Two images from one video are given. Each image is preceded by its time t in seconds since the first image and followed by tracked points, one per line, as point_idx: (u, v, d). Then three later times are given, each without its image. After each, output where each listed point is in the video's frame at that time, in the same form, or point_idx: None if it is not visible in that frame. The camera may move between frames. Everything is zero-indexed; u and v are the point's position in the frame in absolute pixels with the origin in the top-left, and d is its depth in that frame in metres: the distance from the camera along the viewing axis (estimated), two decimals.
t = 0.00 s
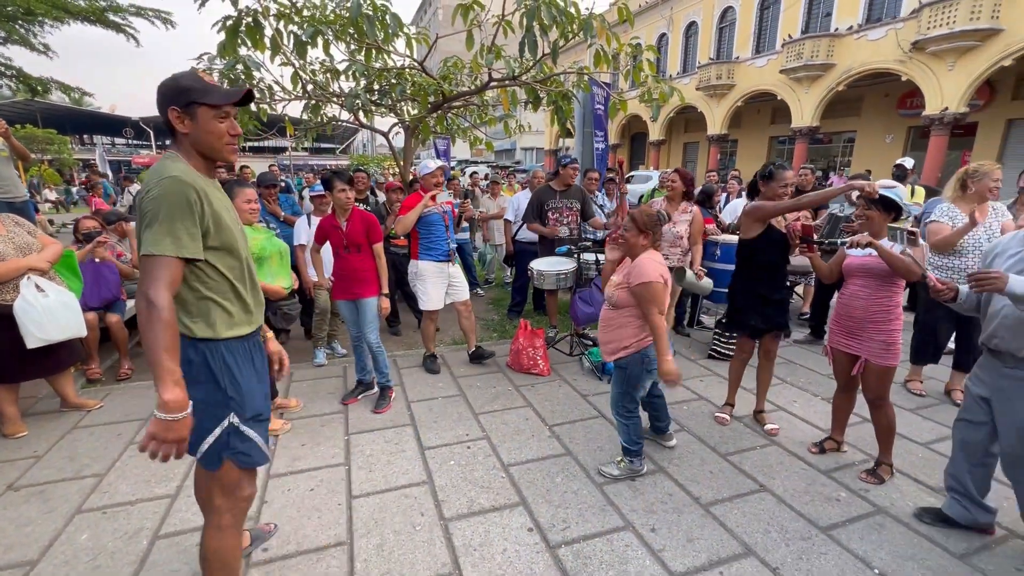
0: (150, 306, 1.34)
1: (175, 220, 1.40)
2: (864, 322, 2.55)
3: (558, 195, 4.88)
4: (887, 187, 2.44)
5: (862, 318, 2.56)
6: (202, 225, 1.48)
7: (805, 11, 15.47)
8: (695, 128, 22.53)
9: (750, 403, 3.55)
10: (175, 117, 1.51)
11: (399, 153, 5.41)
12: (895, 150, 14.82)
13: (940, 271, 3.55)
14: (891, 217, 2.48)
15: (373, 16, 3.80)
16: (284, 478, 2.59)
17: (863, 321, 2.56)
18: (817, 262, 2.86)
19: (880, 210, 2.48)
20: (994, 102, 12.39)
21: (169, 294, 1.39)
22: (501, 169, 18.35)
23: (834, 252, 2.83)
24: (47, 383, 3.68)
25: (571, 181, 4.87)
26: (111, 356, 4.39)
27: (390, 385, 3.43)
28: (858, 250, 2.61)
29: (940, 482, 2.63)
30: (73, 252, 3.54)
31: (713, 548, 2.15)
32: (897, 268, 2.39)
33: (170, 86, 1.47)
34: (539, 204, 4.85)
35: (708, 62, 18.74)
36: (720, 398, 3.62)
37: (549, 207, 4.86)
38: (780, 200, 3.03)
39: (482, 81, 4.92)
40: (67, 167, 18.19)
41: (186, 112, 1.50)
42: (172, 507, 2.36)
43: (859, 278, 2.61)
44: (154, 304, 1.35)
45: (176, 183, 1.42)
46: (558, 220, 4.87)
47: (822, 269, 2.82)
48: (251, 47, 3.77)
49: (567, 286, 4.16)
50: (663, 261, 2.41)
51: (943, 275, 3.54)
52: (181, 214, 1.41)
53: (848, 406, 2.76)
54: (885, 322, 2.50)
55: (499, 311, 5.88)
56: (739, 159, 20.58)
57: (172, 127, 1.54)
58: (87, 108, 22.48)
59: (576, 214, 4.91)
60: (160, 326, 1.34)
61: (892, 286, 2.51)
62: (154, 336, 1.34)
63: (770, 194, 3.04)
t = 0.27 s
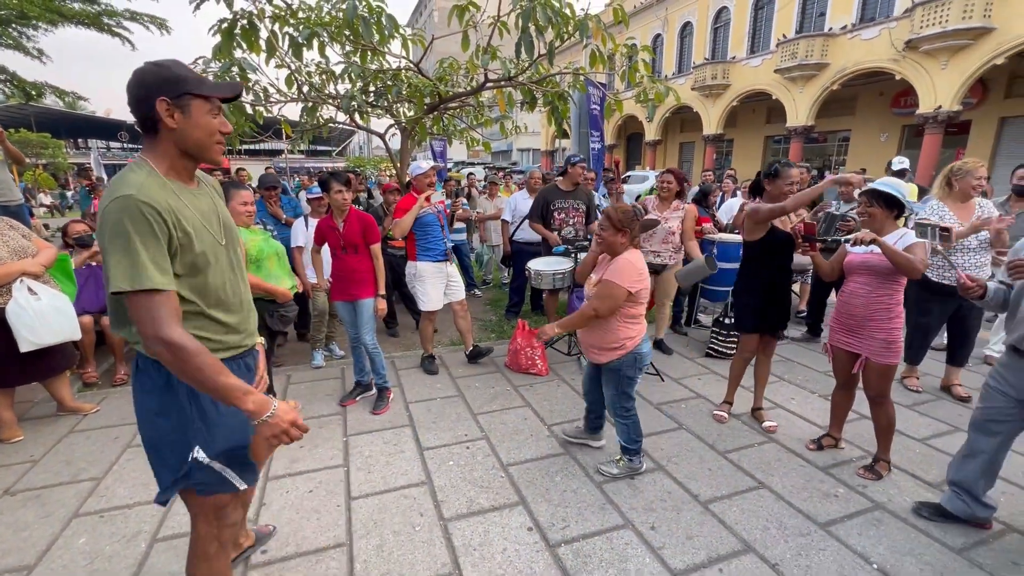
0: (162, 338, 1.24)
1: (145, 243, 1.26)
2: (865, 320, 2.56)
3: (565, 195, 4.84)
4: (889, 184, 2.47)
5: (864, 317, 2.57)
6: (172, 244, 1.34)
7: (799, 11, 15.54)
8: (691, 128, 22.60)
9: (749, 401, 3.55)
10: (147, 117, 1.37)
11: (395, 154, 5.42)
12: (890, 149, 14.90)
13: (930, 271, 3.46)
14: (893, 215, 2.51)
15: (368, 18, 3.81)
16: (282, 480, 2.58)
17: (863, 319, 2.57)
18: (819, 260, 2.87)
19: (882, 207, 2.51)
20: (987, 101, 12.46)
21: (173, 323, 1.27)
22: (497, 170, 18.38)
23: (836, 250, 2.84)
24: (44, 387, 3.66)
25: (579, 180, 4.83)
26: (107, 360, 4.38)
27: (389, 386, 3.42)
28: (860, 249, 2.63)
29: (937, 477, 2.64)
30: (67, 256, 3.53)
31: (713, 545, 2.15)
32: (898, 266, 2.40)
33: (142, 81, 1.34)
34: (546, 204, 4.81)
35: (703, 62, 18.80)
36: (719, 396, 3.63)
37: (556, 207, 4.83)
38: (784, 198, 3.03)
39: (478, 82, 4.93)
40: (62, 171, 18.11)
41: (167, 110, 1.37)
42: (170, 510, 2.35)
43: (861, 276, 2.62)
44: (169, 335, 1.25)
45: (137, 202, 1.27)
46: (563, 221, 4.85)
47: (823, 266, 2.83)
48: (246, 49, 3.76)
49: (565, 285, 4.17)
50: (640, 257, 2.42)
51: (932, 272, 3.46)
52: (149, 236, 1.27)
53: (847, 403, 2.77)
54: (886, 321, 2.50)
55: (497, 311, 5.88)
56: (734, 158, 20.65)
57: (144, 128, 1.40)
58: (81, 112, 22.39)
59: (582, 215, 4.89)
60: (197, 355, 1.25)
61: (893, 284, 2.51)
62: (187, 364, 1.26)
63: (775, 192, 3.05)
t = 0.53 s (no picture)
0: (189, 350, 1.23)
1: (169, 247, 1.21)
2: (868, 320, 2.56)
3: (573, 195, 4.82)
4: (896, 183, 2.48)
5: (867, 317, 2.56)
6: (195, 248, 1.29)
7: (795, 11, 15.58)
8: (688, 127, 22.64)
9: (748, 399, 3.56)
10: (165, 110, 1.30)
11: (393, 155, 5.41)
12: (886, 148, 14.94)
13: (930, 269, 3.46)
14: (897, 215, 2.53)
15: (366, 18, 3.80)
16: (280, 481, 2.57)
17: (867, 319, 2.57)
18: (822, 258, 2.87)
19: (888, 206, 2.53)
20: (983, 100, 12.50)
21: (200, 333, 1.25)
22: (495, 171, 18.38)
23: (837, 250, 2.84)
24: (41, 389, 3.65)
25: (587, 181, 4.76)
26: (105, 361, 4.36)
27: (388, 386, 3.41)
28: (861, 247, 2.64)
29: (935, 474, 2.65)
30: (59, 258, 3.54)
31: (712, 544, 2.15)
32: (905, 265, 2.40)
33: (160, 71, 1.27)
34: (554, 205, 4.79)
35: (700, 62, 18.83)
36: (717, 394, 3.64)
37: (564, 208, 4.80)
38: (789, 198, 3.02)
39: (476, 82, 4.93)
40: (58, 173, 18.05)
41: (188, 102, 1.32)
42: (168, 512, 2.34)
43: (864, 275, 2.62)
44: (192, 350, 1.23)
45: (159, 204, 1.21)
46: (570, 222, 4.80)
47: (825, 265, 2.83)
48: (243, 50, 3.76)
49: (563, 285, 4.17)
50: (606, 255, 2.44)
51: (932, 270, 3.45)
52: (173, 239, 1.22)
53: (846, 402, 2.77)
54: (889, 321, 2.51)
55: (495, 311, 5.87)
56: (732, 158, 20.69)
57: (158, 122, 1.32)
58: (77, 113, 22.31)
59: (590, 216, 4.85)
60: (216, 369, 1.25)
61: (897, 283, 2.52)
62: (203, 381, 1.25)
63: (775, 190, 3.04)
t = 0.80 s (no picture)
0: (200, 352, 1.21)
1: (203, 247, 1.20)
2: (872, 319, 2.56)
3: (575, 195, 4.78)
4: (900, 181, 2.48)
5: (871, 316, 2.57)
6: (230, 251, 1.28)
7: (793, 11, 15.60)
8: (686, 127, 22.67)
9: (747, 397, 3.57)
10: (221, 113, 1.32)
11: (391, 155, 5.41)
12: (884, 148, 14.97)
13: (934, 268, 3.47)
14: (901, 212, 2.53)
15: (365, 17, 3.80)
16: (280, 481, 2.57)
17: (871, 318, 2.57)
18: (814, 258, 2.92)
19: (892, 204, 2.52)
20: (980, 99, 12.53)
21: (216, 336, 1.24)
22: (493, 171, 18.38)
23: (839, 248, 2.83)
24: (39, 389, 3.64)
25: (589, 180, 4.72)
26: (103, 361, 4.36)
27: (388, 385, 3.42)
28: (864, 245, 2.63)
29: (935, 472, 2.65)
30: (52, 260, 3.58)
31: (713, 541, 2.15)
32: (911, 265, 2.40)
33: (223, 76, 1.29)
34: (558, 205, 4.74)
35: (698, 62, 18.85)
36: (717, 393, 3.64)
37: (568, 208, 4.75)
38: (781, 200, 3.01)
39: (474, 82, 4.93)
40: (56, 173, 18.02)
41: (246, 109, 1.35)
42: (168, 511, 2.34)
43: (868, 274, 2.62)
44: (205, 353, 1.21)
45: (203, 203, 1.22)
46: (575, 223, 4.75)
47: (828, 264, 2.82)
48: (241, 49, 3.75)
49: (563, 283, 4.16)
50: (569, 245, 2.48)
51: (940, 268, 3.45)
52: (210, 239, 1.22)
53: (847, 400, 2.77)
54: (892, 320, 2.51)
55: (495, 310, 5.87)
56: (730, 158, 20.71)
57: (215, 124, 1.34)
58: (74, 113, 22.25)
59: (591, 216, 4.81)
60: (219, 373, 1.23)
61: (900, 282, 2.52)
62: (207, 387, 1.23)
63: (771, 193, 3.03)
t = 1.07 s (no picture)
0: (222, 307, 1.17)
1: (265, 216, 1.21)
2: (873, 318, 2.56)
3: (571, 197, 4.73)
4: (901, 180, 2.49)
5: (872, 315, 2.57)
6: (297, 224, 1.29)
7: (792, 11, 15.63)
8: (685, 127, 22.70)
9: (746, 396, 3.57)
10: (308, 121, 1.39)
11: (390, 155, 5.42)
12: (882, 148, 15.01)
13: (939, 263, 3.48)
14: (903, 212, 2.54)
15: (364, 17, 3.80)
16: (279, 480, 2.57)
17: (872, 317, 2.58)
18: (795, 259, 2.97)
19: (893, 203, 2.53)
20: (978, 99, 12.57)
21: (245, 294, 1.20)
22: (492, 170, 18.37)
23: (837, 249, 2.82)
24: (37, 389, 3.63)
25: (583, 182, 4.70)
26: (102, 361, 4.35)
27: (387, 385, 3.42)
28: (865, 245, 2.64)
29: (933, 470, 2.67)
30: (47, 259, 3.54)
31: (712, 539, 2.16)
32: (913, 265, 2.41)
33: (316, 90, 1.39)
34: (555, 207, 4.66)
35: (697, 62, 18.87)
36: (715, 392, 3.65)
37: (565, 210, 4.69)
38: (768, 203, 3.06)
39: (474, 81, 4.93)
40: (54, 173, 17.98)
41: (327, 120, 1.43)
42: (167, 510, 2.33)
43: (868, 273, 2.63)
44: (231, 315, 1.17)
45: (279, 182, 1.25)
46: (573, 224, 4.73)
47: (828, 264, 2.82)
48: (240, 49, 3.75)
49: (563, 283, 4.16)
50: (541, 249, 2.48)
51: (950, 268, 3.42)
52: (278, 207, 1.23)
53: (846, 399, 2.78)
54: (893, 319, 2.52)
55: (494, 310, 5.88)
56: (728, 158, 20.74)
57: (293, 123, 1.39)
58: (71, 112, 22.18)
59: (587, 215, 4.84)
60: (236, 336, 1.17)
61: (901, 282, 2.53)
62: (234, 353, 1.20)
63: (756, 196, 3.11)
